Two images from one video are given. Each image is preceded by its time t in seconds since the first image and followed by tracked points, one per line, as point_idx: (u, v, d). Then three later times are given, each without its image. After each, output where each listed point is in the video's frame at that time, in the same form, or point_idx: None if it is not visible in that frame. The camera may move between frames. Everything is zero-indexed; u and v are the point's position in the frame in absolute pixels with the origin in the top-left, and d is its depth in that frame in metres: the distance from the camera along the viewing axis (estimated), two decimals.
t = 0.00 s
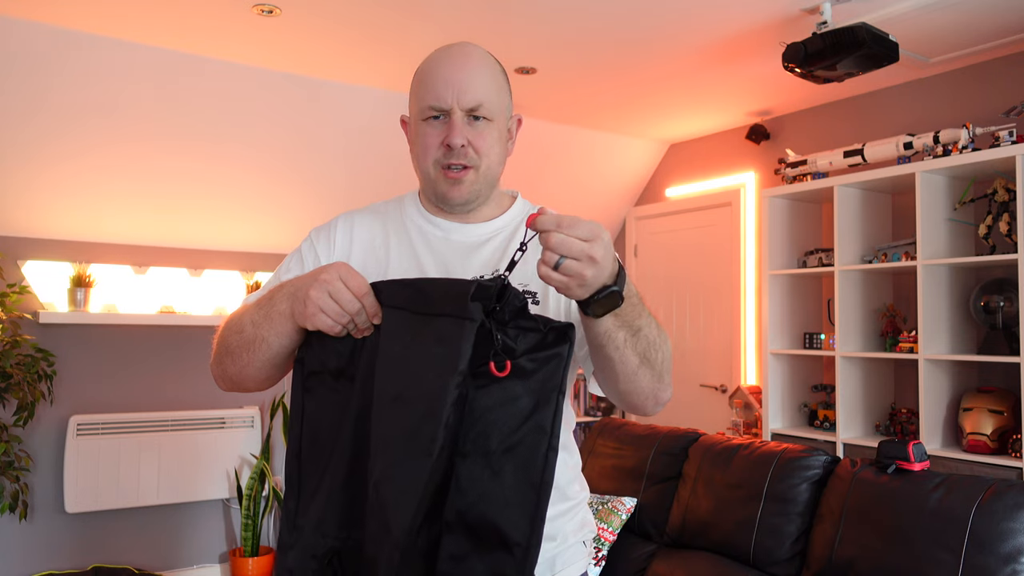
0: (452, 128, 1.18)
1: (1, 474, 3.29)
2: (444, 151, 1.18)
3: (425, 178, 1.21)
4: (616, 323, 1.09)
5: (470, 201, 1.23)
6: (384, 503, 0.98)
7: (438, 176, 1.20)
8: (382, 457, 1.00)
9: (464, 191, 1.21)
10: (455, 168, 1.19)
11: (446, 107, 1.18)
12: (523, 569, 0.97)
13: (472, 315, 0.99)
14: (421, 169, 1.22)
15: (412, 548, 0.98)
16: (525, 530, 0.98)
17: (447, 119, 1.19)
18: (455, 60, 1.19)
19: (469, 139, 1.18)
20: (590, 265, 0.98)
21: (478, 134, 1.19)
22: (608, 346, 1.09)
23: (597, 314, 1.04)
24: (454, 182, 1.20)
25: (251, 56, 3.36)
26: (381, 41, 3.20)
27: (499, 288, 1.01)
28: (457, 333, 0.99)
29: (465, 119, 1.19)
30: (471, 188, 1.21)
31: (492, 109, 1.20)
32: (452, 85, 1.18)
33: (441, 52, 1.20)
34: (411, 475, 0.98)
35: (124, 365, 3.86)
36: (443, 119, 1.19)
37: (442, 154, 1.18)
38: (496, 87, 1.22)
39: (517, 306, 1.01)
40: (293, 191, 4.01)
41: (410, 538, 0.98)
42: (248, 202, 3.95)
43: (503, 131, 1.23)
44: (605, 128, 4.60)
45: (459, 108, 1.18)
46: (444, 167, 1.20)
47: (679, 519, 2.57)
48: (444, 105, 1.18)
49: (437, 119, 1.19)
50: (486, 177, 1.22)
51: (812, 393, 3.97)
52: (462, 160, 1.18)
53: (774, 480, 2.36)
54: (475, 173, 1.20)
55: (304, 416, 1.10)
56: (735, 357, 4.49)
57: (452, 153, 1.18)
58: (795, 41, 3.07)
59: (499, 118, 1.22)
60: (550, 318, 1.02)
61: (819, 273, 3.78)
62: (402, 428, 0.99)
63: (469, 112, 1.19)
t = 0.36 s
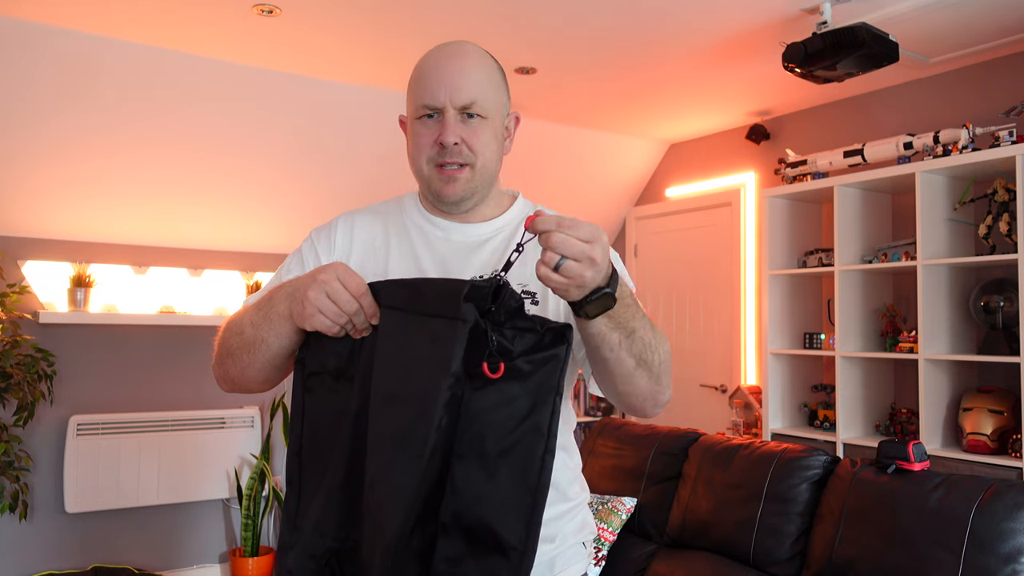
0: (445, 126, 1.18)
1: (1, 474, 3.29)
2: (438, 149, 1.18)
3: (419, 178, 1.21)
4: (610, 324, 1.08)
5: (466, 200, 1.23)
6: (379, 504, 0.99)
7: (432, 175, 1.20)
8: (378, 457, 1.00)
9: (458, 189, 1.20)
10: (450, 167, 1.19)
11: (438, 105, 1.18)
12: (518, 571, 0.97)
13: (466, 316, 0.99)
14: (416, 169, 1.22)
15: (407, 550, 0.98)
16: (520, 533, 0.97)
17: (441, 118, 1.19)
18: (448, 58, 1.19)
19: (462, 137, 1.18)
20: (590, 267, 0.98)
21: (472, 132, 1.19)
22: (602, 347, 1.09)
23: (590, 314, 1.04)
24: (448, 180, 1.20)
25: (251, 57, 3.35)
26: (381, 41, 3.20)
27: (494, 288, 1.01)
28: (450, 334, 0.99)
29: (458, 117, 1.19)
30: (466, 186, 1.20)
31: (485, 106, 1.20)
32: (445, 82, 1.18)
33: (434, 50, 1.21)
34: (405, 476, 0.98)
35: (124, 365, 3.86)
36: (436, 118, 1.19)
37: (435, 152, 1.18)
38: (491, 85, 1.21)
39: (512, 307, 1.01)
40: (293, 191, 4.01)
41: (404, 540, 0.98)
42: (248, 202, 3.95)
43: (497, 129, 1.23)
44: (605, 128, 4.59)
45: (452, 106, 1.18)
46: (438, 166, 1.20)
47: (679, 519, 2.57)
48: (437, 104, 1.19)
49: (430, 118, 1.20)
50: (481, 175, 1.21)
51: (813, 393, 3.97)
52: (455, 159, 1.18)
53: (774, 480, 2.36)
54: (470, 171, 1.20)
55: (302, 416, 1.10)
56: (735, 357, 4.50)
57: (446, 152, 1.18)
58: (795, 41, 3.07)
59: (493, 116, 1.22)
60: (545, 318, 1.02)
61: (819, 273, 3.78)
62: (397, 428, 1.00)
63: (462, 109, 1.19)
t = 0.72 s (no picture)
0: (438, 121, 1.18)
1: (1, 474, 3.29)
2: (433, 143, 1.19)
3: (416, 173, 1.22)
4: (617, 336, 1.06)
5: (462, 195, 1.23)
6: (376, 512, 0.99)
7: (428, 170, 1.20)
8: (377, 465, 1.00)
9: (454, 184, 1.20)
10: (445, 161, 1.19)
11: (433, 100, 1.19)
12: None
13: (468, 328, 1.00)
14: (412, 164, 1.22)
15: (402, 560, 0.98)
16: (516, 546, 0.97)
17: (435, 113, 1.20)
18: (441, 54, 1.20)
19: (457, 130, 1.18)
20: (586, 285, 0.96)
21: (466, 125, 1.19)
22: (609, 358, 1.08)
23: (593, 330, 1.03)
24: (443, 174, 1.20)
25: (251, 57, 3.35)
26: (381, 41, 3.20)
27: (497, 298, 1.00)
28: (450, 345, 1.00)
29: (452, 111, 1.19)
30: (462, 180, 1.20)
31: (480, 100, 1.21)
32: (438, 77, 1.19)
33: (428, 47, 1.22)
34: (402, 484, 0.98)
35: (124, 365, 3.86)
36: (431, 113, 1.20)
37: (430, 146, 1.19)
38: (485, 79, 1.22)
39: (515, 317, 1.01)
40: (293, 191, 4.01)
41: (399, 549, 0.98)
42: (248, 202, 3.95)
43: (493, 124, 1.23)
44: (605, 128, 4.59)
45: (447, 100, 1.19)
46: (434, 161, 1.20)
47: (679, 519, 2.57)
48: (431, 98, 1.19)
49: (425, 113, 1.20)
50: (477, 170, 1.21)
51: (813, 393, 3.97)
52: (450, 152, 1.18)
53: (774, 480, 2.36)
54: (465, 165, 1.20)
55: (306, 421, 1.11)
56: (735, 357, 4.50)
57: (441, 146, 1.18)
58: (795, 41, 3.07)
59: (487, 110, 1.22)
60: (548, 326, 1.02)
61: (819, 273, 3.78)
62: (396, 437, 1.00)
63: (456, 103, 1.19)
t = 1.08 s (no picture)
0: (453, 118, 1.18)
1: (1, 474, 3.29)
2: (446, 141, 1.18)
3: (427, 171, 1.21)
4: (607, 344, 1.06)
5: (472, 195, 1.22)
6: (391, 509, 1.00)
7: (439, 168, 1.20)
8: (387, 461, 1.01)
9: (466, 182, 1.20)
10: (457, 159, 1.19)
11: (448, 97, 1.19)
12: (532, 568, 0.98)
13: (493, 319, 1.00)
14: (423, 161, 1.21)
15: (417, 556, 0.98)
16: (534, 529, 0.99)
17: (450, 110, 1.20)
18: (457, 51, 1.20)
19: (470, 129, 1.18)
20: (564, 261, 0.94)
21: (480, 124, 1.19)
22: (599, 365, 1.08)
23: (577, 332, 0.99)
24: (455, 173, 1.19)
25: (251, 57, 3.35)
26: (381, 41, 3.20)
27: (499, 278, 1.01)
28: (454, 338, 1.01)
29: (467, 109, 1.19)
30: (473, 180, 1.20)
31: (494, 99, 1.21)
32: (454, 74, 1.19)
33: (444, 44, 1.22)
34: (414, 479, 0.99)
35: (124, 365, 3.86)
36: (445, 111, 1.20)
37: (443, 144, 1.18)
38: (499, 79, 1.22)
39: (518, 299, 1.02)
40: (293, 191, 4.01)
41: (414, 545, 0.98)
42: (248, 202, 3.95)
43: (505, 124, 1.23)
44: (605, 128, 4.59)
45: (462, 97, 1.19)
46: (446, 159, 1.20)
47: (679, 519, 2.57)
48: (446, 96, 1.19)
49: (439, 110, 1.20)
50: (488, 169, 1.21)
51: (813, 393, 3.97)
52: (463, 151, 1.18)
53: (774, 480, 2.36)
54: (477, 165, 1.20)
55: (292, 428, 1.09)
56: (735, 357, 4.49)
57: (454, 143, 1.18)
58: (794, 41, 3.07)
59: (500, 109, 1.22)
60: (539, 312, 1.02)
61: (819, 273, 3.78)
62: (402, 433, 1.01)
63: (471, 102, 1.20)
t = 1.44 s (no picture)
0: (464, 122, 1.17)
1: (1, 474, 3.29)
2: (457, 145, 1.17)
3: (436, 174, 1.21)
4: (606, 327, 1.01)
5: (480, 197, 1.23)
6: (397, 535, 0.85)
7: (449, 172, 1.20)
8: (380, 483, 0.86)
9: (475, 187, 1.20)
10: (467, 163, 1.19)
11: (459, 101, 1.17)
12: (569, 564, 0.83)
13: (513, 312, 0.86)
14: (432, 164, 1.21)
15: None
16: (563, 524, 0.83)
17: (460, 114, 1.18)
18: (467, 51, 1.18)
19: (482, 134, 1.17)
20: (557, 242, 0.90)
21: (491, 128, 1.18)
22: (597, 351, 1.02)
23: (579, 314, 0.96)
24: (465, 178, 1.19)
25: (251, 57, 3.35)
26: (380, 41, 3.20)
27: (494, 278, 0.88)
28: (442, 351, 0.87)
29: (477, 113, 1.18)
30: (483, 184, 1.20)
31: (504, 101, 1.20)
32: (465, 77, 1.17)
33: (453, 42, 1.19)
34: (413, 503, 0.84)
35: (124, 366, 3.86)
36: (456, 114, 1.18)
37: (454, 148, 1.18)
38: (507, 79, 1.21)
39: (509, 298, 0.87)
40: (293, 191, 4.01)
41: None
42: (248, 202, 3.95)
43: (513, 126, 1.22)
44: (605, 127, 4.59)
45: (472, 101, 1.17)
46: (456, 163, 1.19)
47: (679, 519, 2.57)
48: (456, 99, 1.17)
49: (449, 113, 1.18)
50: (497, 172, 1.21)
51: (813, 393, 3.97)
52: (473, 156, 1.17)
53: (774, 480, 2.36)
54: (487, 168, 1.19)
55: (250, 471, 0.89)
56: (735, 356, 4.49)
57: (465, 148, 1.17)
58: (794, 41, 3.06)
59: (509, 110, 1.21)
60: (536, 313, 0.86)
61: (819, 273, 3.78)
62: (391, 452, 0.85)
63: (482, 105, 1.18)
